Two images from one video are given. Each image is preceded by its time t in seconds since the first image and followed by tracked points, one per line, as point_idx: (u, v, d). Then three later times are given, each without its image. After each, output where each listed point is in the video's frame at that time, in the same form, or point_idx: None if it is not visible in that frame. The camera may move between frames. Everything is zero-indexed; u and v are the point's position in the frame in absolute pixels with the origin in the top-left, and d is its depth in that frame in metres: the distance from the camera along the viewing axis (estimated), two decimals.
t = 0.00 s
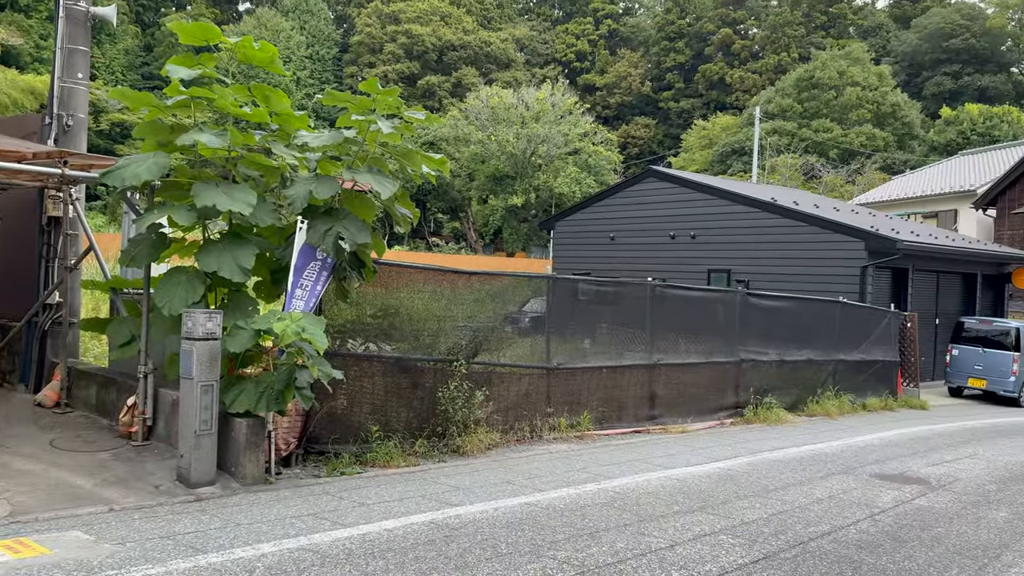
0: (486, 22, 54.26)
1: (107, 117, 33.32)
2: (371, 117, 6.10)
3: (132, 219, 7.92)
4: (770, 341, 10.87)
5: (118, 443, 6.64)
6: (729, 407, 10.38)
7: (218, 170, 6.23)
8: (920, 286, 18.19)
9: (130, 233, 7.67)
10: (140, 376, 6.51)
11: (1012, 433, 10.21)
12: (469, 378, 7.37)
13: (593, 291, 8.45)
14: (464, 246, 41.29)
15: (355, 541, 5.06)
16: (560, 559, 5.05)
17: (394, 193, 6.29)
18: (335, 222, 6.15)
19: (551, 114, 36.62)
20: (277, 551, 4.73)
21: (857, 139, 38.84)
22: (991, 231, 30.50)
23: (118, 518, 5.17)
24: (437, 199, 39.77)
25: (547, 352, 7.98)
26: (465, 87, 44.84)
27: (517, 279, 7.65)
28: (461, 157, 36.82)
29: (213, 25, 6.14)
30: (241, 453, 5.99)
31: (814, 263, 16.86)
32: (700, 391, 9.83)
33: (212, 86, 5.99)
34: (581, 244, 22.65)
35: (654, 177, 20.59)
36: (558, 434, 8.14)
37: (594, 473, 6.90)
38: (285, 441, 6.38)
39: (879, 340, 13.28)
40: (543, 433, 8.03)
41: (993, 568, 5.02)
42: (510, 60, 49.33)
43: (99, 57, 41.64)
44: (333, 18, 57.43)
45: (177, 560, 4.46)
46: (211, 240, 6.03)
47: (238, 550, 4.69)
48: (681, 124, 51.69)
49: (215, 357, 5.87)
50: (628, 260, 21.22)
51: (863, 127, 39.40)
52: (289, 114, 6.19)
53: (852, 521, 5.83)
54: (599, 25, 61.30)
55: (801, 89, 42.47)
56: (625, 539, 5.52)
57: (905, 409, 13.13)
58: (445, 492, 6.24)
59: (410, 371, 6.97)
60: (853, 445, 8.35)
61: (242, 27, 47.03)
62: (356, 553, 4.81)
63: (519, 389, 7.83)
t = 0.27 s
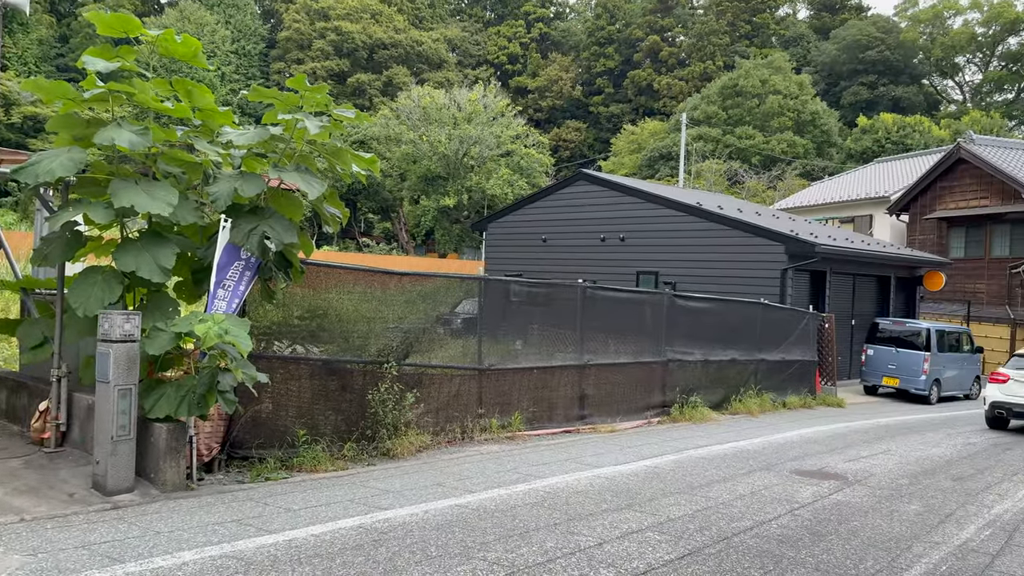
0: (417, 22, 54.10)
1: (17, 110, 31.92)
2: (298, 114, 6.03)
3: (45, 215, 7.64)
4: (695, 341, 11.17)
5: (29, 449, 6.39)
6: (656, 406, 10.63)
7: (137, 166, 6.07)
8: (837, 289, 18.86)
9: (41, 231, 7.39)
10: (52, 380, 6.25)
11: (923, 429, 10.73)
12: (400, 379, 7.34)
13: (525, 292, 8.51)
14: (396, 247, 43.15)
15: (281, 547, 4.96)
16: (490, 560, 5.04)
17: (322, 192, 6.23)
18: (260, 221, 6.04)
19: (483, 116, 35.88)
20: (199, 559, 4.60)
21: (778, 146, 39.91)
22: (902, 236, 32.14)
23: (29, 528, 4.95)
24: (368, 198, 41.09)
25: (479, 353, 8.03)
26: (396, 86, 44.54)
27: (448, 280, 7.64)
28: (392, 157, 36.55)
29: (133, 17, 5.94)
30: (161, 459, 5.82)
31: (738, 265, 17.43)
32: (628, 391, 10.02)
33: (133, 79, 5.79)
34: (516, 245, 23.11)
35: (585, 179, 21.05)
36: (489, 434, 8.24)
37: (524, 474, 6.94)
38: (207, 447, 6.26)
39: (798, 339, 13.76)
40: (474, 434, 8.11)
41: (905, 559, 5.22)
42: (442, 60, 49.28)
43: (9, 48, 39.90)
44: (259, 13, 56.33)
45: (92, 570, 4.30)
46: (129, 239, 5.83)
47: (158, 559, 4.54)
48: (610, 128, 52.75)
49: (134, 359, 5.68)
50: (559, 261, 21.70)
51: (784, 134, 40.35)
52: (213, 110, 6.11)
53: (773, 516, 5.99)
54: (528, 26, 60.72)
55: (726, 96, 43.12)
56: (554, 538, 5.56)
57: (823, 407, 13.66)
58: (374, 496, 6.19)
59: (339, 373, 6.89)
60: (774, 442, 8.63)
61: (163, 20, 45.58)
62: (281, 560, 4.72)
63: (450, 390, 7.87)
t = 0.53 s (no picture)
0: (353, 18, 53.38)
1: None
2: (228, 109, 5.91)
3: None
4: (629, 342, 11.43)
5: None
6: (592, 406, 10.80)
7: (57, 161, 5.81)
8: (765, 290, 19.44)
9: None
10: None
11: (846, 426, 11.15)
12: (334, 381, 7.25)
13: (461, 293, 8.57)
14: (330, 246, 42.93)
15: (209, 554, 4.82)
16: (424, 562, 5.00)
17: (253, 190, 6.14)
18: (187, 219, 5.88)
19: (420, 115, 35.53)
20: (122, 568, 4.44)
21: (710, 150, 40.69)
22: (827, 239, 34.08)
23: None
24: (301, 196, 41.09)
25: (415, 354, 8.03)
26: (331, 82, 44.01)
27: (384, 280, 7.61)
28: (327, 154, 36.02)
29: (53, 6, 5.68)
30: (81, 465, 5.59)
31: (670, 267, 17.81)
32: (562, 391, 10.17)
33: (53, 71, 5.55)
34: (455, 245, 23.20)
35: (523, 180, 21.24)
36: (426, 436, 8.25)
37: (460, 475, 6.93)
38: (130, 452, 6.09)
39: (727, 339, 14.19)
40: (410, 436, 8.10)
41: (830, 553, 5.39)
42: (379, 58, 48.62)
43: None
44: (188, 6, 54.79)
45: None
46: (48, 236, 5.59)
47: (77, 569, 4.36)
48: (547, 130, 52.60)
49: (53, 362, 5.46)
50: (496, 262, 21.92)
51: (715, 139, 41.21)
52: (139, 104, 5.91)
53: (704, 512, 6.10)
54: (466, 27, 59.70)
55: (660, 101, 43.16)
56: (489, 539, 5.55)
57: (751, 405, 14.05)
58: (306, 500, 6.08)
59: (269, 375, 6.78)
60: (705, 439, 8.85)
61: (84, 9, 43.85)
62: (208, 566, 4.59)
63: (385, 391, 7.83)
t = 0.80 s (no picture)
0: (290, 13, 52.31)
1: None
2: (157, 103, 5.75)
3: None
4: (569, 341, 11.64)
5: None
6: (532, 404, 10.94)
7: None
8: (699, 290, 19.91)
9: None
10: None
11: (777, 422, 11.50)
12: (268, 383, 7.13)
13: (401, 292, 8.58)
14: (266, 244, 42.12)
15: (136, 561, 4.66)
16: (360, 564, 4.93)
17: (184, 186, 5.96)
18: (114, 215, 5.66)
19: (359, 112, 35.67)
20: None
21: (648, 153, 41.07)
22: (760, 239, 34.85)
23: None
24: (235, 192, 40.18)
25: (353, 354, 7.97)
26: (267, 78, 43.18)
27: (322, 279, 7.55)
28: (263, 150, 35.31)
29: None
30: (1, 471, 5.35)
31: (611, 267, 18.15)
32: (502, 391, 10.27)
33: None
34: (393, 245, 22.97)
35: (463, 180, 21.22)
36: (363, 437, 8.18)
37: (398, 476, 6.87)
38: (54, 456, 5.86)
39: (664, 338, 14.51)
40: (348, 438, 8.01)
41: (761, 546, 5.53)
42: (316, 53, 47.93)
43: None
44: None
45: None
46: None
47: None
48: (489, 130, 51.42)
49: None
50: (436, 262, 21.87)
51: (652, 142, 41.63)
52: (63, 96, 5.66)
53: (640, 508, 6.19)
54: (407, 25, 59.66)
55: (599, 103, 43.50)
56: (427, 540, 5.50)
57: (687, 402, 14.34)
58: (240, 504, 5.94)
59: (201, 377, 6.63)
60: (643, 436, 8.98)
61: None
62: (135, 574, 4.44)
63: (322, 391, 7.73)
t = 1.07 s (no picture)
0: (227, 5, 50.88)
1: None
2: (84, 95, 5.56)
3: None
4: (511, 340, 11.80)
5: None
6: (473, 403, 11.06)
7: None
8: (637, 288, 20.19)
9: None
10: None
11: (713, 418, 11.80)
12: (200, 384, 7.00)
13: (341, 291, 8.58)
14: (200, 241, 41.25)
15: (60, 569, 4.49)
16: (296, 567, 4.84)
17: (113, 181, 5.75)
18: (39, 211, 5.43)
19: (297, 106, 34.71)
20: None
21: (589, 152, 40.82)
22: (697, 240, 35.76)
23: None
24: (167, 188, 38.82)
25: (290, 354, 7.91)
26: (202, 70, 42.14)
27: (257, 277, 7.53)
28: (196, 145, 34.33)
29: None
30: None
31: (552, 266, 18.41)
32: (444, 389, 10.35)
33: None
34: (333, 242, 22.75)
35: (405, 177, 21.17)
36: (301, 439, 8.09)
37: (336, 477, 6.80)
38: None
39: (605, 336, 14.86)
40: (284, 439, 7.91)
41: (697, 539, 5.65)
42: (253, 46, 47.09)
43: None
44: None
45: None
46: None
47: None
48: (431, 127, 51.08)
49: None
50: (378, 261, 21.76)
51: (593, 142, 41.18)
52: None
53: (579, 504, 6.25)
54: (348, 20, 58.70)
55: (541, 103, 42.17)
56: (365, 541, 5.44)
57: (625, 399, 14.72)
58: (172, 508, 5.77)
59: (130, 377, 6.45)
60: (583, 433, 9.09)
61: None
62: None
63: (258, 392, 7.63)
